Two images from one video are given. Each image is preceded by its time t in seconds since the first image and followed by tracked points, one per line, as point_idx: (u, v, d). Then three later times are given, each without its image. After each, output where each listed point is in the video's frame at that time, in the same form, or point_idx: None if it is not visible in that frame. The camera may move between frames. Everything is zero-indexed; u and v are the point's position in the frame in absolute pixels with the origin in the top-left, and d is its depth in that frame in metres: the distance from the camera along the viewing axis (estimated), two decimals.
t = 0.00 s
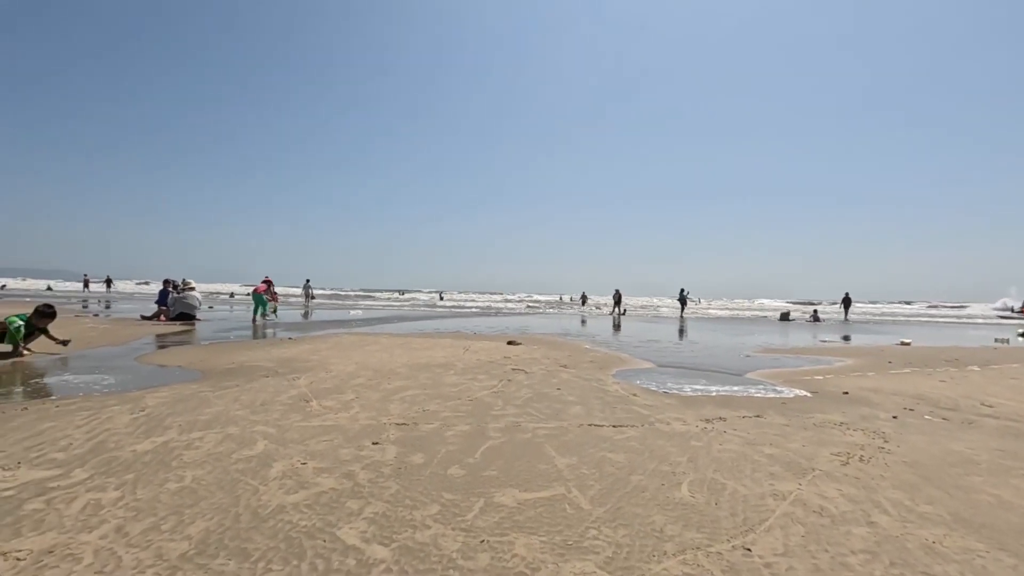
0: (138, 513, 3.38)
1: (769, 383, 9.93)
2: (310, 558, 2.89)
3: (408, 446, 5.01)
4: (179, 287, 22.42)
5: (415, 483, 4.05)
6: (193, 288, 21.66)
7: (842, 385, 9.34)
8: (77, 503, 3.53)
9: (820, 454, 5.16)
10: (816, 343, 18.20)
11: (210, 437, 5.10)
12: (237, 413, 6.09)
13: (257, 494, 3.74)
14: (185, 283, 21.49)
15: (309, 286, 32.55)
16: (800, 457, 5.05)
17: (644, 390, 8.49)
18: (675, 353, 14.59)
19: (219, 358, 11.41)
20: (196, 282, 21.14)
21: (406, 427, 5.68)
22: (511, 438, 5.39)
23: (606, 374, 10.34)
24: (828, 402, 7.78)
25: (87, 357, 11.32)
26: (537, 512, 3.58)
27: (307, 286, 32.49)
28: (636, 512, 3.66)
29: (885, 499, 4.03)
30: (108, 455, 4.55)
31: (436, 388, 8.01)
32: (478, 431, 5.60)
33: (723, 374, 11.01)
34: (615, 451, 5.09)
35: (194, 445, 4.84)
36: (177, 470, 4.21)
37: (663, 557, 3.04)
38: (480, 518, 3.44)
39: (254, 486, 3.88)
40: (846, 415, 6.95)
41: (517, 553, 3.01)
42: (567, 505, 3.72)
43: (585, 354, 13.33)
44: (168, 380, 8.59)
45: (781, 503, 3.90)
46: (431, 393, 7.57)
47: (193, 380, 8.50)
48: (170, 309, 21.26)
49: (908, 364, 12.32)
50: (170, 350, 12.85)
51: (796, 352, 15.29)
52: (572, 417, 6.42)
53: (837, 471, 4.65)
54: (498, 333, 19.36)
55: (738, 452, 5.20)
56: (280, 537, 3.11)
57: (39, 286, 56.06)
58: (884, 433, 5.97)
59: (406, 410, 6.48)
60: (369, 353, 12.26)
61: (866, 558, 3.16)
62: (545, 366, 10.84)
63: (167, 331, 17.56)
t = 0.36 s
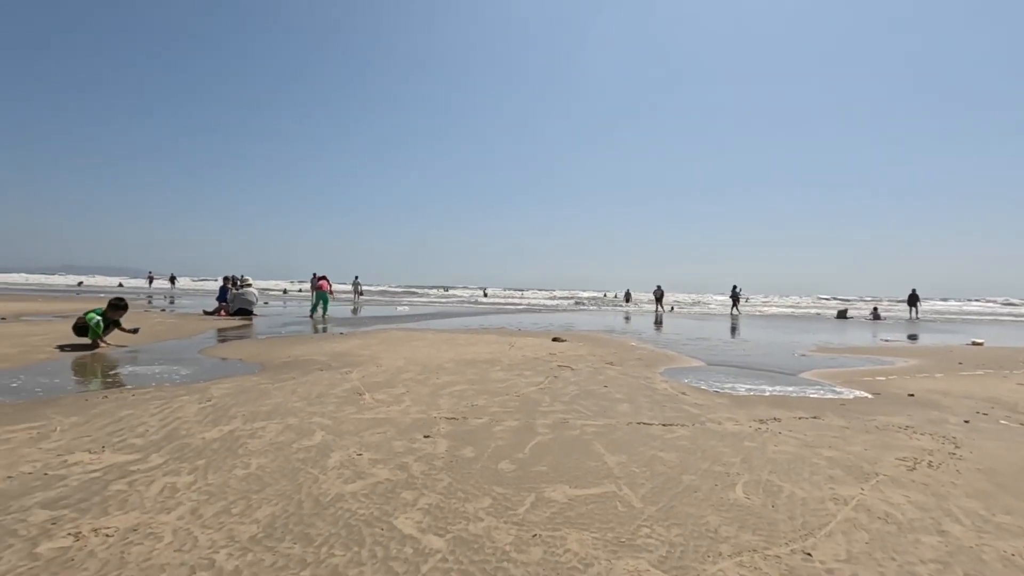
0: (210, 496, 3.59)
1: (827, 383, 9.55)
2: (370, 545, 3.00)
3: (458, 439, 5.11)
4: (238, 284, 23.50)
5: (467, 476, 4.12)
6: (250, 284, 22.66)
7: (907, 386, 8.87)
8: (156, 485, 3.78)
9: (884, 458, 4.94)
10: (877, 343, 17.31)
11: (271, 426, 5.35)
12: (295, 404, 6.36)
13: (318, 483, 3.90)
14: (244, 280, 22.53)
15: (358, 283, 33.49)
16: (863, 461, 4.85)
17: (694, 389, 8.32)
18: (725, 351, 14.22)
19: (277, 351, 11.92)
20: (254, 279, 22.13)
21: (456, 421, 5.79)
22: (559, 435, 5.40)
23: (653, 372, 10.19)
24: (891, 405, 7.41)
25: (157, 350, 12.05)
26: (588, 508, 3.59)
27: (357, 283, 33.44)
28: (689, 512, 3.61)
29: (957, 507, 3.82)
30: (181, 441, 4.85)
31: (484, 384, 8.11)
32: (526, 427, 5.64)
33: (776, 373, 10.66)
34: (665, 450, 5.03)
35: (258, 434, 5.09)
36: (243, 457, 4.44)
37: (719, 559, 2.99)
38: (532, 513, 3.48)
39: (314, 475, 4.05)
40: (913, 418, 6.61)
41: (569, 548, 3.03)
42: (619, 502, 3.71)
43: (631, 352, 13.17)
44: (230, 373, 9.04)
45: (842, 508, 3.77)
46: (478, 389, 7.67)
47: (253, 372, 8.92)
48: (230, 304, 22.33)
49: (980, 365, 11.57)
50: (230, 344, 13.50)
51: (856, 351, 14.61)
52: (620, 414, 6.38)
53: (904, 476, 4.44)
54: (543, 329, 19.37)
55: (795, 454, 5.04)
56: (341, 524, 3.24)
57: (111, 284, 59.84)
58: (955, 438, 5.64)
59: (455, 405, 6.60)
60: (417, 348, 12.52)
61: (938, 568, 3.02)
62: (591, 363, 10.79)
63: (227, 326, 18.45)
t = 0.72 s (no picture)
0: (289, 478, 3.79)
1: (896, 381, 9.10)
2: (442, 529, 3.10)
3: (517, 430, 5.17)
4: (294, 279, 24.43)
5: (529, 466, 4.18)
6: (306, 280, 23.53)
7: (986, 385, 8.35)
8: (238, 467, 4.02)
9: (965, 459, 4.68)
10: (950, 339, 16.32)
11: (338, 415, 5.57)
12: (357, 394, 6.60)
13: (387, 469, 4.04)
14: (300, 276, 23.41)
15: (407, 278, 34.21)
16: (942, 462, 4.62)
17: (752, 385, 8.11)
18: (783, 347, 13.76)
19: (334, 344, 12.36)
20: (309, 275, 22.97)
21: (513, 413, 5.86)
22: (617, 428, 5.39)
23: (708, 367, 9.99)
24: (969, 404, 7.00)
25: (224, 342, 12.71)
26: (654, 500, 3.58)
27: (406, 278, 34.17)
28: (759, 507, 3.55)
29: None
30: (256, 427, 5.12)
31: (537, 377, 8.17)
32: (584, 419, 5.66)
33: (840, 369, 10.23)
34: (728, 445, 4.94)
35: (326, 421, 5.32)
36: (315, 443, 4.65)
37: (794, 555, 2.93)
38: (598, 503, 3.50)
39: (383, 461, 4.20)
40: (995, 418, 6.22)
41: (639, 539, 3.03)
42: (684, 496, 3.68)
43: (684, 347, 12.94)
44: (294, 364, 9.45)
45: (923, 508, 3.61)
46: (532, 382, 7.73)
47: (315, 363, 9.29)
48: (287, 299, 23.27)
49: None
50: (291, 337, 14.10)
51: (926, 348, 13.84)
52: (678, 409, 6.30)
53: (988, 478, 4.21)
54: (591, 324, 19.25)
55: (867, 452, 4.85)
56: (413, 508, 3.36)
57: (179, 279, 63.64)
58: None
59: (511, 397, 6.68)
60: (468, 342, 12.71)
61: None
62: (643, 357, 10.67)
63: (286, 320, 19.24)
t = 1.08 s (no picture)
0: (351, 464, 3.93)
1: (963, 377, 8.65)
2: (503, 515, 3.15)
3: (568, 422, 5.20)
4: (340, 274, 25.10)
5: (583, 457, 4.19)
6: (352, 274, 24.14)
7: None
8: (303, 452, 4.19)
9: None
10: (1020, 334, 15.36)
11: (392, 404, 5.72)
12: (409, 385, 6.76)
13: (443, 457, 4.13)
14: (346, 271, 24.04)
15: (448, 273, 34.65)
16: (1019, 462, 4.38)
17: (807, 380, 7.87)
18: (837, 342, 13.27)
19: (382, 337, 12.67)
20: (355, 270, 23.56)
21: (563, 405, 5.88)
22: (670, 421, 5.34)
23: (759, 361, 9.73)
24: None
25: (277, 334, 13.21)
26: (713, 493, 3.54)
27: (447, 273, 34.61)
28: (823, 503, 3.45)
29: None
30: (316, 414, 5.32)
31: (584, 370, 8.16)
32: (634, 412, 5.63)
33: (901, 365, 9.80)
34: (786, 440, 4.82)
35: (381, 410, 5.47)
36: (372, 430, 4.79)
37: (865, 553, 2.85)
38: (656, 495, 3.48)
39: (439, 449, 4.30)
40: None
41: (700, 531, 3.01)
42: (745, 490, 3.62)
43: (731, 341, 12.66)
44: (344, 355, 9.74)
45: (1001, 509, 3.44)
46: (579, 374, 7.73)
47: (365, 355, 9.55)
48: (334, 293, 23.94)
49: None
50: (339, 329, 14.52)
51: (995, 343, 13.08)
52: (731, 403, 6.19)
53: None
54: (634, 318, 19.03)
55: (936, 450, 4.64)
56: (472, 495, 3.42)
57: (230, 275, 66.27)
58: None
59: (559, 389, 6.71)
60: (512, 335, 12.79)
61: None
62: (690, 351, 10.50)
63: (333, 314, 19.82)
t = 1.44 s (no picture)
0: (389, 454, 4.02)
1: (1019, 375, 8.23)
2: (539, 507, 3.18)
3: (603, 416, 5.19)
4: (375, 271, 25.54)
5: (619, 451, 4.18)
6: (386, 271, 24.54)
7: None
8: (343, 442, 4.30)
9: None
10: None
11: (428, 398, 5.82)
12: (444, 379, 6.85)
13: (479, 449, 4.18)
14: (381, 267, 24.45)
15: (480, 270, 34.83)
16: None
17: (851, 377, 7.63)
18: (882, 338, 12.81)
19: (416, 332, 12.87)
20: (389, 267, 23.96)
21: (597, 399, 5.86)
22: (707, 417, 5.27)
23: (799, 358, 9.49)
24: None
25: (315, 329, 13.55)
26: (752, 489, 3.49)
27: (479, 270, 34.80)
28: (869, 501, 3.36)
29: None
30: (355, 407, 5.45)
31: (618, 365, 8.12)
32: (670, 408, 5.57)
33: (952, 362, 9.39)
34: (829, 437, 4.70)
35: (417, 403, 5.57)
36: (410, 423, 4.89)
37: (914, 553, 2.76)
38: (693, 490, 3.45)
39: (475, 442, 4.35)
40: None
41: (740, 527, 2.97)
42: (785, 486, 3.55)
43: (770, 337, 12.37)
44: (380, 350, 9.93)
45: None
46: (613, 370, 7.69)
47: (400, 350, 9.72)
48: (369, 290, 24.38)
49: None
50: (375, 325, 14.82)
51: None
52: (770, 400, 6.06)
53: None
54: (669, 313, 18.74)
55: (990, 450, 4.45)
56: (508, 487, 3.46)
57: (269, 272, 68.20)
58: None
59: (593, 384, 6.69)
60: (545, 331, 12.80)
61: None
62: (727, 347, 10.30)
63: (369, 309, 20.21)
